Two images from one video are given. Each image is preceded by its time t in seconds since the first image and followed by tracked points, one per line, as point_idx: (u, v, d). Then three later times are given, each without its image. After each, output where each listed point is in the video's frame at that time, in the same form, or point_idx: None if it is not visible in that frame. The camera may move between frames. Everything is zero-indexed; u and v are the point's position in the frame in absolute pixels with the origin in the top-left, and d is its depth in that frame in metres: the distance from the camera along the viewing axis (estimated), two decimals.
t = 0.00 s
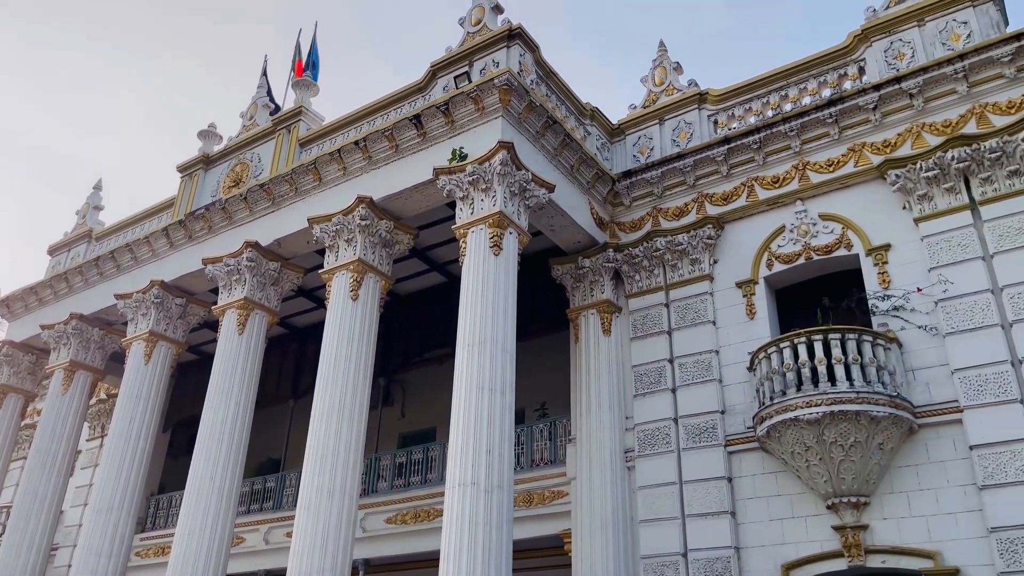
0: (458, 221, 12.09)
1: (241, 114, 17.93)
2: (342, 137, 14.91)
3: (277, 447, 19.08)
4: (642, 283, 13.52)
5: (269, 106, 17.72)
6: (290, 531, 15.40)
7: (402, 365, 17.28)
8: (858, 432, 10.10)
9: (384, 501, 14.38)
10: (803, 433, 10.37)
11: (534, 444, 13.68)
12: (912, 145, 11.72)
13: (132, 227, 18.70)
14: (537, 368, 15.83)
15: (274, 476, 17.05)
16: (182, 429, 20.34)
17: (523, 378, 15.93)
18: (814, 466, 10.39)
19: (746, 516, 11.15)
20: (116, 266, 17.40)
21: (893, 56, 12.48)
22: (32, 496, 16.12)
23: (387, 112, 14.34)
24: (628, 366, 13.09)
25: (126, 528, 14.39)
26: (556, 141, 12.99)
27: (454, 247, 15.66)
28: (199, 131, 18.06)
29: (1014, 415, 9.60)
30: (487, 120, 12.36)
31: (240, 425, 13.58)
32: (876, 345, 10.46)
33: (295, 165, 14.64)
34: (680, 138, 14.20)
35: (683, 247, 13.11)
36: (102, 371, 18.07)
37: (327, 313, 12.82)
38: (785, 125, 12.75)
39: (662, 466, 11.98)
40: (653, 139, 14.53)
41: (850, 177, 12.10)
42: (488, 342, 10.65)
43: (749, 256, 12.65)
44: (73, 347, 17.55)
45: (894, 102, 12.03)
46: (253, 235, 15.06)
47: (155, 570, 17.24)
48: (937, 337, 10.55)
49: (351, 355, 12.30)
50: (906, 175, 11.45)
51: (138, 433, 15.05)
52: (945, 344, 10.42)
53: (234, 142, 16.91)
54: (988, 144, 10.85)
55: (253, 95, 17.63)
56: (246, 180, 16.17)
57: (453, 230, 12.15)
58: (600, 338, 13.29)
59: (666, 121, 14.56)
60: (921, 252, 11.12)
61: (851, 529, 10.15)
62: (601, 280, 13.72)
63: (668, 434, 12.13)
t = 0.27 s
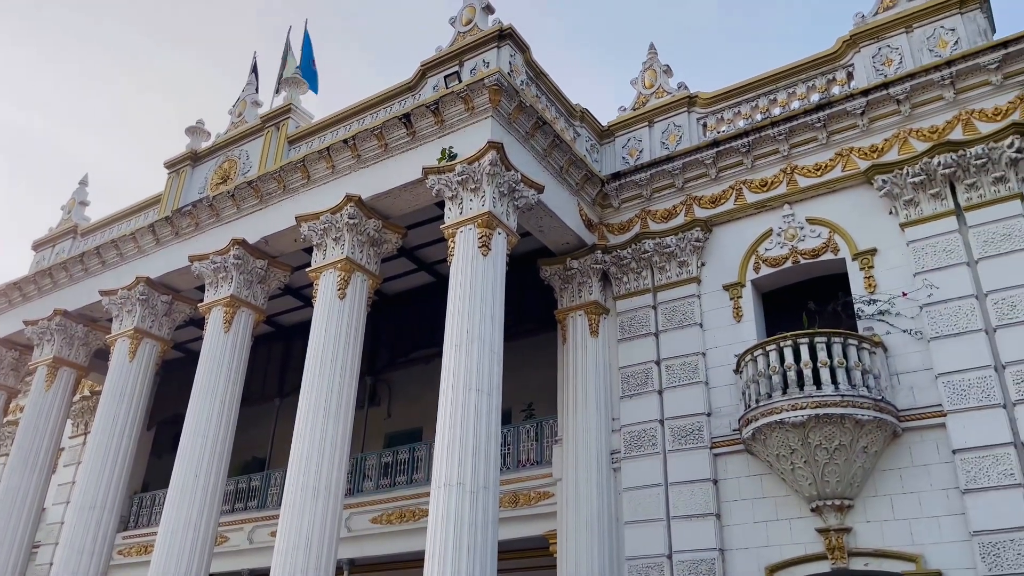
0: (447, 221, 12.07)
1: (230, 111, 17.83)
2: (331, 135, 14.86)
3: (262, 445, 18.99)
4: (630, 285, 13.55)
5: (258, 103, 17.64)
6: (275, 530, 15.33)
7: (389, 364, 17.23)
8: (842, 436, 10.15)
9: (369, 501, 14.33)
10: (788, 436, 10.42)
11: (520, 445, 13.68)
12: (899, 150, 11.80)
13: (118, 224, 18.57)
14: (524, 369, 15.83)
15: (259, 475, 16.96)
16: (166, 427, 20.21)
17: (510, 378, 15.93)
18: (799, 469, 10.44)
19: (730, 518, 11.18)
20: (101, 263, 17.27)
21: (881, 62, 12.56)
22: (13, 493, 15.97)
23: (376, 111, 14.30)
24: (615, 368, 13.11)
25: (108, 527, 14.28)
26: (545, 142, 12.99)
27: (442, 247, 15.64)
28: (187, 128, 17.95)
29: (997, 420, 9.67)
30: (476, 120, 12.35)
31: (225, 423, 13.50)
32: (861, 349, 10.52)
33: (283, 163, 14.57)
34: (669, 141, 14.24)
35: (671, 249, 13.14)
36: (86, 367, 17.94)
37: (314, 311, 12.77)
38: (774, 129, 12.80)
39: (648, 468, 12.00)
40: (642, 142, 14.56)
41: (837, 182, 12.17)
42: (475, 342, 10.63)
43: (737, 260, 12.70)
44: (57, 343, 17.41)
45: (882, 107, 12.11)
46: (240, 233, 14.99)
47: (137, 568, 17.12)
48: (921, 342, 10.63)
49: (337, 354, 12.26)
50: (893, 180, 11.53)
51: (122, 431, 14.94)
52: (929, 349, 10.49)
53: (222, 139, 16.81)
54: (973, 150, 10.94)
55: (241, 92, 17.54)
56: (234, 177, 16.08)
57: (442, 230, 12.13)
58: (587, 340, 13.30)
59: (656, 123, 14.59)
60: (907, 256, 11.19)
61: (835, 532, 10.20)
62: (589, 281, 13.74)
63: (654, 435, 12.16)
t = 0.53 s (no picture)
0: (438, 221, 12.05)
1: (221, 108, 17.75)
2: (322, 134, 14.81)
3: (250, 444, 18.92)
4: (620, 286, 13.56)
5: (249, 100, 17.57)
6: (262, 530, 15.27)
7: (379, 364, 17.19)
8: (830, 439, 10.19)
9: (356, 500, 14.29)
10: (776, 438, 10.45)
11: (509, 446, 13.67)
12: (889, 155, 11.86)
13: (107, 220, 18.45)
14: (514, 370, 15.82)
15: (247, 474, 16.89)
16: (153, 425, 20.10)
17: (500, 379, 15.92)
18: (786, 471, 10.48)
19: (718, 520, 11.20)
20: (89, 259, 17.15)
21: (871, 67, 12.63)
22: None
23: (368, 110, 14.27)
24: (604, 369, 13.12)
25: (94, 525, 14.20)
26: (537, 143, 12.99)
27: (433, 247, 15.62)
28: (177, 124, 17.86)
29: (983, 424, 9.73)
30: (468, 120, 12.34)
31: (213, 422, 13.44)
32: (850, 352, 10.57)
33: (274, 161, 14.51)
34: (661, 143, 14.26)
35: (661, 252, 13.17)
36: (72, 365, 17.82)
37: (303, 310, 12.72)
38: (764, 132, 12.85)
39: (636, 469, 12.02)
40: (634, 144, 14.59)
41: (827, 186, 12.22)
42: (465, 342, 10.62)
43: (727, 262, 12.73)
44: (43, 340, 17.29)
45: (872, 112, 12.17)
46: (230, 231, 14.92)
47: (122, 567, 17.02)
48: (909, 346, 10.69)
49: (326, 354, 12.22)
50: (882, 185, 11.59)
51: (108, 428, 14.84)
52: (916, 353, 10.55)
53: (213, 136, 16.74)
54: (962, 156, 11.00)
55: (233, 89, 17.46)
56: (224, 174, 16.02)
57: (432, 230, 12.11)
58: (577, 341, 13.31)
59: (647, 126, 14.62)
60: (896, 261, 11.25)
61: (822, 534, 10.24)
62: (579, 282, 13.75)
63: (643, 437, 12.18)
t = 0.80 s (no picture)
0: (428, 220, 12.04)
1: (210, 105, 17.67)
2: (312, 132, 14.77)
3: (237, 443, 18.83)
4: (609, 288, 13.58)
5: (240, 97, 17.50)
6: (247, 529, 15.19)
7: (367, 363, 17.15)
8: (816, 442, 10.24)
9: (343, 500, 14.25)
10: (763, 441, 10.49)
11: (497, 446, 13.66)
12: (877, 161, 11.94)
13: (94, 216, 18.33)
14: (502, 370, 15.82)
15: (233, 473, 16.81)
16: (139, 423, 19.97)
17: (488, 380, 15.92)
18: (772, 474, 10.52)
19: (704, 523, 11.24)
20: (75, 255, 17.03)
21: (861, 73, 12.70)
22: None
23: (358, 109, 14.24)
24: (593, 371, 13.14)
25: (77, 523, 14.11)
26: (528, 144, 13.00)
27: (423, 247, 15.60)
28: (166, 121, 17.77)
29: (968, 429, 9.79)
30: (459, 120, 12.33)
31: (199, 420, 13.37)
32: (836, 356, 10.62)
33: (264, 158, 14.45)
34: (651, 146, 14.30)
35: (650, 254, 13.20)
36: (57, 361, 17.69)
37: (291, 309, 12.68)
38: (754, 136, 12.90)
39: (623, 471, 12.03)
40: (624, 146, 14.62)
41: (816, 190, 12.28)
42: (453, 343, 10.61)
43: (715, 266, 12.77)
44: (28, 336, 17.17)
45: (860, 118, 12.25)
46: (218, 228, 14.85)
47: (106, 565, 16.90)
48: (895, 350, 10.76)
49: (314, 353, 12.17)
50: (870, 190, 11.66)
51: (94, 426, 14.73)
52: (902, 357, 10.62)
53: (202, 133, 16.66)
54: (949, 162, 11.08)
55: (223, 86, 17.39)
56: (213, 171, 15.94)
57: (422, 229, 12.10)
58: (566, 342, 13.32)
59: (638, 128, 14.65)
60: (883, 266, 11.32)
61: (807, 537, 10.29)
62: (569, 284, 13.76)
63: (630, 439, 12.20)
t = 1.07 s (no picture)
0: (420, 221, 12.01)
1: (202, 102, 17.59)
2: (304, 131, 14.72)
3: (226, 442, 18.75)
4: (600, 290, 13.59)
5: (232, 95, 17.43)
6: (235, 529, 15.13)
7: (357, 363, 17.11)
8: (805, 445, 10.27)
9: (332, 500, 14.21)
10: (752, 444, 10.52)
11: (487, 448, 13.64)
12: (868, 165, 11.99)
13: (83, 213, 18.22)
14: (493, 371, 15.81)
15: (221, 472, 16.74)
16: (127, 421, 19.87)
17: (478, 380, 15.90)
18: (761, 477, 10.54)
19: (693, 525, 11.26)
20: (64, 252, 16.92)
21: (853, 78, 12.75)
22: None
23: (351, 108, 14.20)
24: (583, 372, 13.14)
25: (64, 522, 14.03)
26: (521, 145, 12.99)
27: (414, 247, 15.57)
28: (157, 118, 17.68)
29: (956, 433, 9.83)
30: (452, 121, 12.31)
31: (188, 419, 13.30)
32: (826, 360, 10.65)
33: (255, 157, 14.39)
34: (643, 148, 14.32)
35: (642, 256, 13.21)
36: (45, 359, 17.59)
37: (282, 308, 12.63)
38: (746, 140, 12.93)
39: (613, 473, 12.04)
40: (617, 148, 14.63)
41: (807, 194, 12.32)
42: (444, 343, 10.59)
43: (706, 268, 12.80)
44: (16, 333, 17.05)
45: (852, 122, 12.29)
46: (209, 226, 14.79)
47: (92, 565, 16.80)
48: (884, 354, 10.81)
49: (304, 352, 12.13)
50: (861, 195, 11.71)
51: (81, 424, 14.64)
52: (892, 361, 10.67)
53: (193, 130, 16.58)
54: (940, 168, 11.13)
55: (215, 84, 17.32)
56: (205, 169, 15.87)
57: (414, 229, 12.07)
58: (557, 344, 13.32)
59: (631, 131, 14.67)
60: (873, 270, 11.37)
61: (795, 540, 10.32)
62: (560, 285, 13.76)
63: (620, 440, 12.20)
